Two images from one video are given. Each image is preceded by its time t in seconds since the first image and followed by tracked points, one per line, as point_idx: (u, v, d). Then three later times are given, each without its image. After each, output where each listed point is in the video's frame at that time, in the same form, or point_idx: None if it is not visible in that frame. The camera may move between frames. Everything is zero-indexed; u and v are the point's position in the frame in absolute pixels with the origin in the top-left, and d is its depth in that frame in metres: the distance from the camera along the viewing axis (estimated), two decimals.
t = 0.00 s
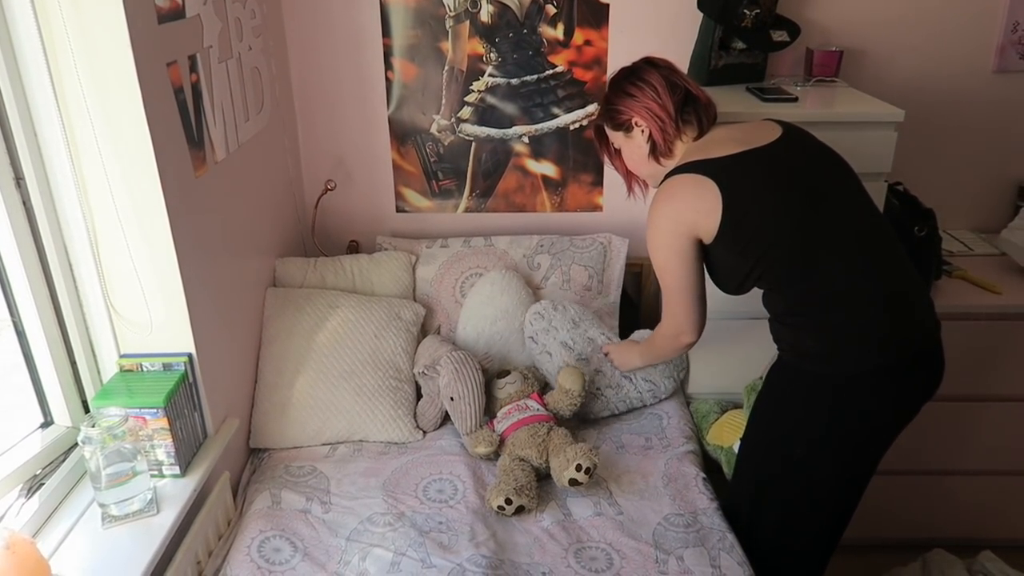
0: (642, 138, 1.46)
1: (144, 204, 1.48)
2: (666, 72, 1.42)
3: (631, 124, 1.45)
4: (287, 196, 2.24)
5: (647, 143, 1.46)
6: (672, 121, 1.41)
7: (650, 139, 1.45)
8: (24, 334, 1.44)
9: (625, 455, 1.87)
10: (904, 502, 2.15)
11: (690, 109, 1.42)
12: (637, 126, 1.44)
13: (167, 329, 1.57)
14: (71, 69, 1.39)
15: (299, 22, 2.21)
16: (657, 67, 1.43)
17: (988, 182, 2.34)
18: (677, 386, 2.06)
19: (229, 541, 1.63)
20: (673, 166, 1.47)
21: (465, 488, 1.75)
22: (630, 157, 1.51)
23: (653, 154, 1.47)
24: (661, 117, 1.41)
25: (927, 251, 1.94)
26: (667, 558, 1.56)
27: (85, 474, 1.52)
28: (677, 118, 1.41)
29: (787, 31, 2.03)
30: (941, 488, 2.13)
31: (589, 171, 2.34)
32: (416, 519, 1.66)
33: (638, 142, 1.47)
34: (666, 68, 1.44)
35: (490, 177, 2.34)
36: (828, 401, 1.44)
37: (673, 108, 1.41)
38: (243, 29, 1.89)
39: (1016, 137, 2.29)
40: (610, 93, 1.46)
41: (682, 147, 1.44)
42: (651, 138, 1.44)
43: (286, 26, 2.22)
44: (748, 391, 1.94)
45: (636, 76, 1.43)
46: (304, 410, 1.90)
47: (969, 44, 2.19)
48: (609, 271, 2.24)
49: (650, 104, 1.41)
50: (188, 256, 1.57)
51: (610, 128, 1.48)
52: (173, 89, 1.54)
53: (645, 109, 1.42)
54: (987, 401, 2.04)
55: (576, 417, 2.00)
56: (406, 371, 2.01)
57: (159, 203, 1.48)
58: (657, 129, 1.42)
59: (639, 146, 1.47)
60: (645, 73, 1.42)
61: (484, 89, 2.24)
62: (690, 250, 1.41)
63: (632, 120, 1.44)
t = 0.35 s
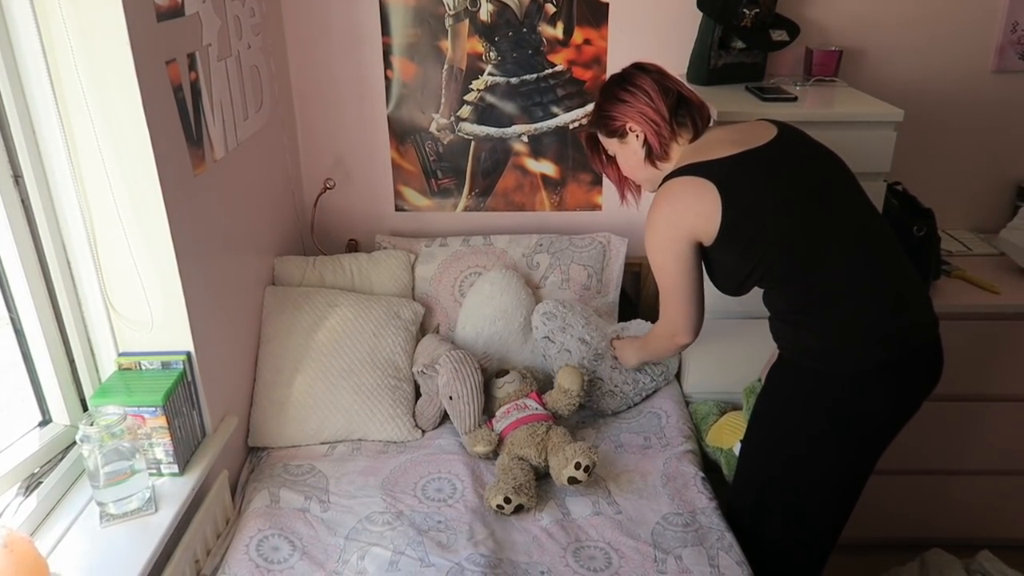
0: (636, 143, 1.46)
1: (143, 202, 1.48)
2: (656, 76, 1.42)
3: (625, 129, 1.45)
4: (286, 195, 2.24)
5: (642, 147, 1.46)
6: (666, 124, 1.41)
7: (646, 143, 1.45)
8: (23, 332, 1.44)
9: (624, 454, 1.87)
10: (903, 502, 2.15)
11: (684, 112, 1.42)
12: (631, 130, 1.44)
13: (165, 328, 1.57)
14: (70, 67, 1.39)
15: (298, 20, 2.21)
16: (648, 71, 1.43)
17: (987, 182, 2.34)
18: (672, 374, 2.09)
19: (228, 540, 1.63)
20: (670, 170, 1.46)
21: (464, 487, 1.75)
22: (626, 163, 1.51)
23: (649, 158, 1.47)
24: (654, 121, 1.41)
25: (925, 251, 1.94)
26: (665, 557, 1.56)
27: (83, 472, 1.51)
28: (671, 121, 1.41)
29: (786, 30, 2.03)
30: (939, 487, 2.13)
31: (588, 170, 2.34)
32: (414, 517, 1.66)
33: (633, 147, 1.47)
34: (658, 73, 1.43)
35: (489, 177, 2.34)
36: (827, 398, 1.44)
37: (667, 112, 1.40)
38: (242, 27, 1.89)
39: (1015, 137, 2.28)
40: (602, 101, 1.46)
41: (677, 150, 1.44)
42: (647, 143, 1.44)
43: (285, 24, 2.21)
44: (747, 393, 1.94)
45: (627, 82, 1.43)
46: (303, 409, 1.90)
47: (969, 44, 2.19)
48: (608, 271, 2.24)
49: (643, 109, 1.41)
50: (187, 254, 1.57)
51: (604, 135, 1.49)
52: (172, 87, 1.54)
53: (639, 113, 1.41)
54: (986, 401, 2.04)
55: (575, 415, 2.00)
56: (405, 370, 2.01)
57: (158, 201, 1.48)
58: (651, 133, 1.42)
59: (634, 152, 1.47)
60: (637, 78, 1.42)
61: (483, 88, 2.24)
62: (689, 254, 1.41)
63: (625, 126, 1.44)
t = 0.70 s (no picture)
0: (636, 145, 1.44)
1: (142, 200, 1.48)
2: (654, 78, 1.42)
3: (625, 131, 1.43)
4: (286, 193, 2.23)
5: (642, 149, 1.44)
6: (667, 125, 1.40)
7: (645, 145, 1.43)
8: (22, 331, 1.44)
9: (624, 452, 1.87)
10: (903, 499, 2.15)
11: (683, 111, 1.41)
12: (630, 132, 1.42)
13: (165, 326, 1.57)
14: (69, 65, 1.39)
15: (297, 18, 2.21)
16: (646, 73, 1.42)
17: (987, 179, 2.34)
18: (672, 373, 2.10)
19: (228, 538, 1.63)
20: (670, 170, 1.45)
21: (464, 485, 1.76)
22: (625, 166, 1.49)
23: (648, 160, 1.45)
24: (655, 121, 1.40)
25: (924, 250, 1.94)
26: (665, 554, 1.57)
27: (83, 470, 1.51)
28: (671, 122, 1.40)
29: (786, 27, 2.03)
30: (939, 484, 2.13)
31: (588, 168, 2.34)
32: (414, 515, 1.66)
33: (633, 149, 1.45)
34: (655, 74, 1.43)
35: (489, 174, 2.34)
36: (828, 393, 1.44)
37: (666, 112, 1.40)
38: (241, 25, 1.88)
39: (1015, 134, 2.28)
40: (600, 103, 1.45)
41: (676, 150, 1.43)
42: (647, 144, 1.43)
43: (284, 21, 2.21)
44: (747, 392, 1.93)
45: (625, 84, 1.42)
46: (303, 407, 1.90)
47: (968, 40, 2.18)
48: (608, 269, 2.24)
49: (644, 110, 1.40)
50: (186, 252, 1.57)
51: (603, 138, 1.46)
52: (170, 85, 1.54)
53: (639, 114, 1.40)
54: (986, 398, 2.05)
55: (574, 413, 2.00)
56: (405, 368, 2.01)
57: (158, 199, 1.48)
58: (652, 133, 1.41)
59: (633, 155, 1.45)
60: (634, 80, 1.42)
61: (483, 85, 2.24)
62: (683, 259, 1.35)
63: (625, 128, 1.42)
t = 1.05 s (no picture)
0: (627, 146, 1.44)
1: (142, 198, 1.47)
2: (649, 81, 1.41)
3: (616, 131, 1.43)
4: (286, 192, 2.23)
5: (632, 150, 1.44)
6: (657, 128, 1.40)
7: (636, 147, 1.43)
8: (22, 329, 1.44)
9: (624, 450, 1.87)
10: (903, 497, 2.15)
11: (675, 115, 1.42)
12: (622, 133, 1.42)
13: (164, 325, 1.57)
14: (69, 63, 1.39)
15: (297, 16, 2.21)
16: (640, 75, 1.42)
17: (987, 177, 2.34)
18: (672, 371, 2.09)
19: (228, 536, 1.63)
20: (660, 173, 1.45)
21: (463, 483, 1.76)
22: (615, 167, 1.49)
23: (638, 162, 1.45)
24: (646, 124, 1.40)
25: (925, 248, 1.94)
26: (664, 553, 1.57)
27: (82, 469, 1.52)
28: (662, 125, 1.40)
29: (785, 26, 2.03)
30: (940, 482, 2.14)
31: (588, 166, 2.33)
32: (414, 513, 1.66)
33: (623, 151, 1.45)
34: (649, 77, 1.43)
35: (488, 173, 2.34)
36: (825, 393, 1.44)
37: (658, 115, 1.40)
38: (240, 23, 1.88)
39: (1015, 132, 2.28)
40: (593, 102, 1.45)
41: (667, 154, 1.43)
42: (637, 145, 1.43)
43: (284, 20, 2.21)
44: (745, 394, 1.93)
45: (620, 85, 1.42)
46: (303, 405, 1.90)
47: (968, 39, 2.18)
48: (608, 268, 2.24)
49: (635, 111, 1.40)
50: (186, 250, 1.57)
51: (594, 137, 1.46)
52: (170, 83, 1.53)
53: (630, 116, 1.40)
54: (986, 396, 2.05)
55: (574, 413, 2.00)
56: (405, 366, 2.01)
57: (158, 197, 1.48)
58: (642, 135, 1.41)
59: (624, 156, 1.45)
60: (628, 82, 1.41)
61: (483, 84, 2.23)
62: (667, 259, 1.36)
63: (617, 129, 1.42)
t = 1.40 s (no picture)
0: (618, 147, 1.45)
1: (142, 197, 1.47)
2: (644, 83, 1.41)
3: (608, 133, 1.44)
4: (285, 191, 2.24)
5: (623, 152, 1.45)
6: (648, 132, 1.41)
7: (627, 148, 1.45)
8: (21, 328, 1.44)
9: (622, 449, 1.87)
10: (902, 495, 2.16)
11: (667, 118, 1.42)
12: (613, 135, 1.44)
13: (163, 324, 1.57)
14: (69, 62, 1.39)
15: (296, 15, 2.20)
16: (636, 76, 1.42)
17: (988, 175, 2.34)
18: (672, 369, 2.09)
19: (228, 535, 1.63)
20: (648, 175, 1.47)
21: (463, 482, 1.76)
22: (607, 167, 1.51)
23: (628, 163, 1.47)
24: (637, 127, 1.41)
25: (926, 246, 1.93)
26: (664, 552, 1.57)
27: (83, 467, 1.52)
28: (653, 129, 1.41)
29: (785, 25, 2.03)
30: (939, 480, 2.14)
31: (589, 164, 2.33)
32: (414, 512, 1.66)
33: (615, 151, 1.46)
34: (645, 79, 1.43)
35: (488, 172, 2.34)
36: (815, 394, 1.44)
37: (650, 119, 1.41)
38: (240, 22, 1.88)
39: (1015, 131, 2.28)
40: (587, 101, 1.45)
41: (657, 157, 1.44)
42: (628, 148, 1.44)
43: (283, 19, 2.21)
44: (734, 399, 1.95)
45: (616, 86, 1.42)
46: (302, 404, 1.90)
47: (969, 38, 2.18)
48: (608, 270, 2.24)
49: (627, 114, 1.41)
50: (186, 249, 1.57)
51: (587, 135, 1.48)
52: (169, 82, 1.53)
53: (623, 119, 1.41)
54: (986, 395, 2.05)
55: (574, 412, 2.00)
56: (405, 366, 2.01)
57: (158, 196, 1.47)
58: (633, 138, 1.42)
59: (615, 156, 1.47)
60: (623, 83, 1.42)
61: (482, 82, 2.23)
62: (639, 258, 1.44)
63: (609, 130, 1.43)
